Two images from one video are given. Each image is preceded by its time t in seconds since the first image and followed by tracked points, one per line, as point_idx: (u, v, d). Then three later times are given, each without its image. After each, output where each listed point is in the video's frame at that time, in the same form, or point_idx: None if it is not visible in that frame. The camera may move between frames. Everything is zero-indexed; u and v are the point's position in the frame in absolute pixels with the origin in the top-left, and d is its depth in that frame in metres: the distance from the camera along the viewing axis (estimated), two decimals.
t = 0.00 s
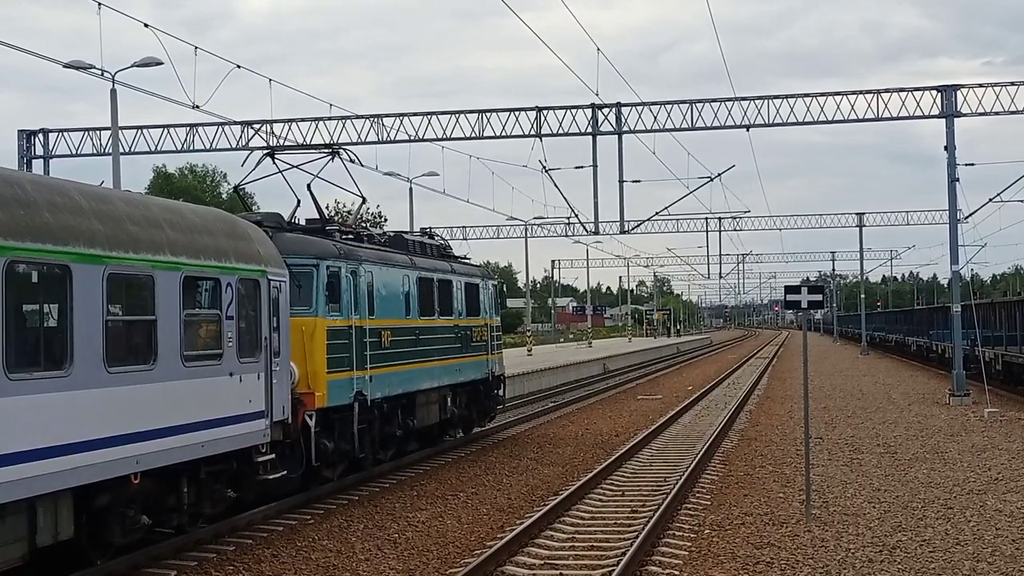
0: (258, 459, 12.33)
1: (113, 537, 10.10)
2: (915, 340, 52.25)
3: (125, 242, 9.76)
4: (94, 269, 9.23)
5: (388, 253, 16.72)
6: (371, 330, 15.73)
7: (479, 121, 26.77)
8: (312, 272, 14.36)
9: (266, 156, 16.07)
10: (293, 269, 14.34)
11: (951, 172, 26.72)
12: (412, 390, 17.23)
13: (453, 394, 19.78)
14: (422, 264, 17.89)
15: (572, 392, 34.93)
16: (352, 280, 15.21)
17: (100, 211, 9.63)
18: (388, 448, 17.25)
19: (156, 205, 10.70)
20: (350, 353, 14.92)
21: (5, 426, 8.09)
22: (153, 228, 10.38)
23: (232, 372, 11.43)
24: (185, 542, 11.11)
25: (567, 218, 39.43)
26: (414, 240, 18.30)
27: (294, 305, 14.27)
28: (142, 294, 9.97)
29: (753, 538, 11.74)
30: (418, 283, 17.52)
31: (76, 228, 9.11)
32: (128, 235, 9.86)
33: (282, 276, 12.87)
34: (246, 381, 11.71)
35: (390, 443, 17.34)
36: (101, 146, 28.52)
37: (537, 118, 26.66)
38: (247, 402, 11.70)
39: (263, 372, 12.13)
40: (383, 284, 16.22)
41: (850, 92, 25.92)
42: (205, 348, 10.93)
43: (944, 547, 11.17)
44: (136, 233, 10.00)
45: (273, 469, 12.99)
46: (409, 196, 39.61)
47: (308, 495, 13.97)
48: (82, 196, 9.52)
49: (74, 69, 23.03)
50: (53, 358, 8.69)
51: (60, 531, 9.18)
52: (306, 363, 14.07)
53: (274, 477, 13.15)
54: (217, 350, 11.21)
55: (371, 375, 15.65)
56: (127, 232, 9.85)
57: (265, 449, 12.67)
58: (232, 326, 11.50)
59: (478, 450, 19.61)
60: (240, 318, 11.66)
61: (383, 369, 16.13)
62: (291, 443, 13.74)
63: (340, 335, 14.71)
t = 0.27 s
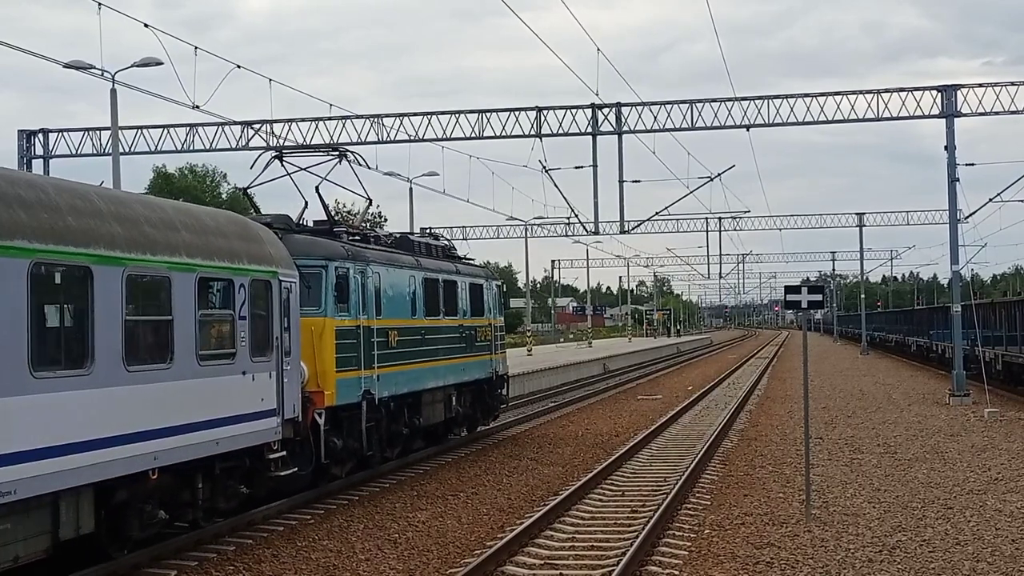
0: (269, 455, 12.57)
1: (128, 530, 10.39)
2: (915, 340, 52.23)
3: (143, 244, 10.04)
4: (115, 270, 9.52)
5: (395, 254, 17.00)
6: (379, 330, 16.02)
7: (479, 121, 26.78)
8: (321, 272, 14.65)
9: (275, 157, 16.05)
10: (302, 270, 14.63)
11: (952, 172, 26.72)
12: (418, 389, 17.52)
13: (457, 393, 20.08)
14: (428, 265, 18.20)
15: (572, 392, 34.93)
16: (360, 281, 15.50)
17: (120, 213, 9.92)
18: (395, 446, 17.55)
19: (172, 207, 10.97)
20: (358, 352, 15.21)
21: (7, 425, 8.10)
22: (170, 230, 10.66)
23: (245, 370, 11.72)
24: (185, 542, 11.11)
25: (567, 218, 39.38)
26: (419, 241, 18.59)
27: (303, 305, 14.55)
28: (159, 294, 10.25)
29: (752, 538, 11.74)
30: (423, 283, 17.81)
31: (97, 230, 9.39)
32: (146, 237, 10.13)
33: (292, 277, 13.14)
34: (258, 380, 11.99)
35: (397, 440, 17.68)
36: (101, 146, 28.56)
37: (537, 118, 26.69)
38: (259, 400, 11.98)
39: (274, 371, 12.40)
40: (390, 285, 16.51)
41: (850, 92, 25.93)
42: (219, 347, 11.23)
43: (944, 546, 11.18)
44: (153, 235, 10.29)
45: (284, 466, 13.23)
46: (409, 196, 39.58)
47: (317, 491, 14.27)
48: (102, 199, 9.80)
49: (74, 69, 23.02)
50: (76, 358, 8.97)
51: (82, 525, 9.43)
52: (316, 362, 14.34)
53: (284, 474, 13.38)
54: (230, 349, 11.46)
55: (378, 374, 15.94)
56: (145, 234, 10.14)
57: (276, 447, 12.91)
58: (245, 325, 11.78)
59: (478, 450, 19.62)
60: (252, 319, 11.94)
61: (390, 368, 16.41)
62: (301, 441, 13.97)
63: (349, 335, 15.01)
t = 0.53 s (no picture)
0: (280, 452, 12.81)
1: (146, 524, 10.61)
2: (914, 340, 52.22)
3: (161, 246, 10.27)
4: (135, 272, 9.76)
5: (401, 256, 17.27)
6: (386, 330, 16.32)
7: (479, 121, 26.76)
8: (331, 274, 14.98)
9: (283, 160, 16.09)
10: (312, 271, 14.91)
11: (952, 172, 26.71)
12: (424, 388, 17.83)
13: (462, 391, 20.40)
14: (434, 266, 18.50)
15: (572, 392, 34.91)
16: (368, 282, 15.77)
17: (139, 216, 10.15)
18: (401, 444, 17.88)
19: (187, 210, 11.19)
20: (366, 352, 15.50)
21: (4, 426, 8.04)
22: (187, 233, 10.88)
23: (258, 369, 11.93)
24: (185, 542, 11.09)
25: (567, 218, 39.33)
26: (425, 242, 18.87)
27: (313, 305, 14.82)
28: (176, 294, 10.47)
29: (752, 538, 11.75)
30: (429, 284, 18.11)
31: (117, 233, 9.62)
32: (164, 239, 10.36)
33: (303, 278, 13.35)
34: (271, 378, 12.21)
35: (403, 438, 18.03)
36: (101, 146, 28.53)
37: (537, 118, 26.54)
38: (272, 398, 12.18)
39: (286, 371, 12.61)
40: (397, 286, 16.79)
41: (850, 91, 25.92)
42: (234, 345, 11.45)
43: (944, 546, 11.17)
44: (171, 237, 10.52)
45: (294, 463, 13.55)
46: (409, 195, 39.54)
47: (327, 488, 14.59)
48: (122, 203, 10.04)
49: (74, 69, 22.98)
50: (97, 357, 9.21)
51: (103, 520, 9.64)
52: (327, 362, 14.69)
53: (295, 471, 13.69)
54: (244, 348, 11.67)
55: (385, 373, 16.24)
56: (164, 237, 10.38)
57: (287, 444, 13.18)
58: (258, 325, 11.99)
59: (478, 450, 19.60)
60: (266, 318, 12.16)
61: (397, 368, 16.71)
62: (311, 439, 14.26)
63: (357, 335, 15.33)
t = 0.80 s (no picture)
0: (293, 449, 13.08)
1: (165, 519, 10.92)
2: (914, 340, 52.21)
3: (179, 249, 10.57)
4: (155, 273, 10.06)
5: (408, 256, 17.51)
6: (394, 330, 16.56)
7: (479, 121, 26.74)
8: (340, 275, 15.15)
9: (291, 162, 16.17)
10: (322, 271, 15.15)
11: (952, 172, 26.71)
12: (431, 386, 18.10)
13: (467, 390, 20.68)
14: (440, 266, 18.69)
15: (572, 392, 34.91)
16: (377, 282, 16.01)
17: (158, 219, 10.47)
18: (408, 442, 18.15)
19: (204, 214, 11.49)
20: (375, 351, 15.75)
21: (5, 425, 8.05)
22: (203, 235, 11.17)
23: (272, 368, 12.19)
24: (184, 542, 11.09)
25: (566, 219, 39.30)
26: (432, 242, 19.10)
27: (323, 305, 15.07)
28: (193, 295, 10.75)
29: (752, 538, 11.75)
30: (436, 284, 18.36)
31: (137, 236, 9.94)
32: (182, 242, 10.67)
33: (315, 279, 13.62)
34: (285, 377, 12.48)
35: (409, 436, 18.28)
36: (101, 146, 28.57)
37: (537, 118, 26.68)
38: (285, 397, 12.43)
39: (298, 369, 12.87)
40: (404, 286, 17.03)
41: (850, 91, 25.93)
42: (248, 344, 11.72)
43: (944, 546, 11.18)
44: (189, 240, 10.82)
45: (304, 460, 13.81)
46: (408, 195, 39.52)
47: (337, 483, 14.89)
48: (141, 206, 10.35)
49: (74, 68, 22.96)
50: (119, 356, 9.51)
51: (124, 514, 9.96)
52: (336, 361, 14.95)
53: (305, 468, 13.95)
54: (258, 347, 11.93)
55: (394, 372, 16.49)
56: (182, 239, 10.68)
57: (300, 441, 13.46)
58: (272, 325, 12.26)
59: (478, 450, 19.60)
60: (279, 318, 12.42)
61: (405, 367, 16.96)
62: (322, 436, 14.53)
63: (366, 334, 15.57)
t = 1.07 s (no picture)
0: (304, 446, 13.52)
1: (183, 513, 11.44)
2: (915, 340, 52.20)
3: (196, 250, 11.02)
4: (173, 274, 10.53)
5: (415, 258, 17.94)
6: (401, 330, 17.01)
7: (479, 121, 26.71)
8: (349, 276, 15.63)
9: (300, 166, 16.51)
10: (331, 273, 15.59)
11: (951, 172, 26.72)
12: (437, 385, 18.54)
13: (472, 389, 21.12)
14: (446, 267, 19.15)
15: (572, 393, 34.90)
16: (384, 283, 16.45)
17: (176, 223, 10.93)
18: (415, 439, 18.57)
19: (219, 216, 11.94)
20: (382, 350, 16.20)
21: (5, 425, 8.18)
22: (218, 236, 11.61)
23: (284, 366, 12.64)
24: (185, 543, 11.09)
25: (567, 219, 39.22)
26: (438, 244, 19.54)
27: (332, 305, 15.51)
28: (210, 294, 11.19)
29: (752, 538, 11.75)
30: (442, 285, 18.80)
31: (157, 238, 10.40)
32: (199, 244, 11.12)
33: (325, 280, 14.06)
34: (296, 375, 12.95)
35: (416, 435, 18.72)
36: (101, 146, 28.60)
37: (537, 118, 26.71)
38: (296, 394, 12.89)
39: (309, 368, 13.32)
40: (411, 287, 17.48)
41: (850, 92, 25.94)
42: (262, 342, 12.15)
43: (944, 546, 11.18)
44: (205, 242, 11.28)
45: (316, 456, 14.23)
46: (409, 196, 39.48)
47: (348, 479, 15.25)
48: (160, 210, 10.81)
49: (74, 68, 22.95)
50: (140, 354, 9.95)
51: (144, 508, 10.41)
52: (346, 360, 15.39)
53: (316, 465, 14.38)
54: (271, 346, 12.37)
55: (401, 371, 16.94)
56: (200, 242, 11.15)
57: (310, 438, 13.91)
58: (284, 325, 12.71)
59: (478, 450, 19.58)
60: (291, 318, 12.87)
61: (412, 366, 17.41)
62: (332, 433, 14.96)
63: (374, 334, 16.02)
